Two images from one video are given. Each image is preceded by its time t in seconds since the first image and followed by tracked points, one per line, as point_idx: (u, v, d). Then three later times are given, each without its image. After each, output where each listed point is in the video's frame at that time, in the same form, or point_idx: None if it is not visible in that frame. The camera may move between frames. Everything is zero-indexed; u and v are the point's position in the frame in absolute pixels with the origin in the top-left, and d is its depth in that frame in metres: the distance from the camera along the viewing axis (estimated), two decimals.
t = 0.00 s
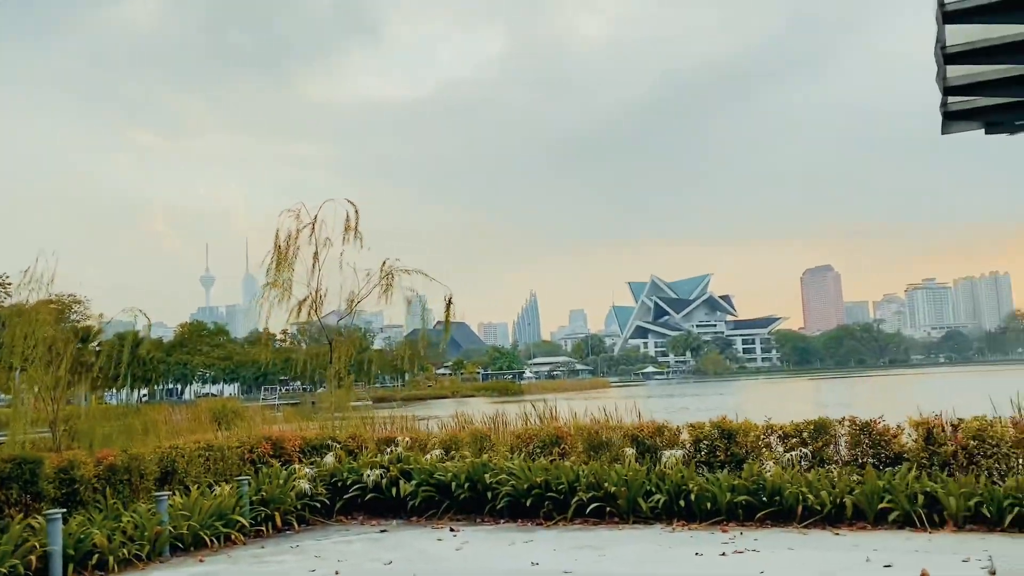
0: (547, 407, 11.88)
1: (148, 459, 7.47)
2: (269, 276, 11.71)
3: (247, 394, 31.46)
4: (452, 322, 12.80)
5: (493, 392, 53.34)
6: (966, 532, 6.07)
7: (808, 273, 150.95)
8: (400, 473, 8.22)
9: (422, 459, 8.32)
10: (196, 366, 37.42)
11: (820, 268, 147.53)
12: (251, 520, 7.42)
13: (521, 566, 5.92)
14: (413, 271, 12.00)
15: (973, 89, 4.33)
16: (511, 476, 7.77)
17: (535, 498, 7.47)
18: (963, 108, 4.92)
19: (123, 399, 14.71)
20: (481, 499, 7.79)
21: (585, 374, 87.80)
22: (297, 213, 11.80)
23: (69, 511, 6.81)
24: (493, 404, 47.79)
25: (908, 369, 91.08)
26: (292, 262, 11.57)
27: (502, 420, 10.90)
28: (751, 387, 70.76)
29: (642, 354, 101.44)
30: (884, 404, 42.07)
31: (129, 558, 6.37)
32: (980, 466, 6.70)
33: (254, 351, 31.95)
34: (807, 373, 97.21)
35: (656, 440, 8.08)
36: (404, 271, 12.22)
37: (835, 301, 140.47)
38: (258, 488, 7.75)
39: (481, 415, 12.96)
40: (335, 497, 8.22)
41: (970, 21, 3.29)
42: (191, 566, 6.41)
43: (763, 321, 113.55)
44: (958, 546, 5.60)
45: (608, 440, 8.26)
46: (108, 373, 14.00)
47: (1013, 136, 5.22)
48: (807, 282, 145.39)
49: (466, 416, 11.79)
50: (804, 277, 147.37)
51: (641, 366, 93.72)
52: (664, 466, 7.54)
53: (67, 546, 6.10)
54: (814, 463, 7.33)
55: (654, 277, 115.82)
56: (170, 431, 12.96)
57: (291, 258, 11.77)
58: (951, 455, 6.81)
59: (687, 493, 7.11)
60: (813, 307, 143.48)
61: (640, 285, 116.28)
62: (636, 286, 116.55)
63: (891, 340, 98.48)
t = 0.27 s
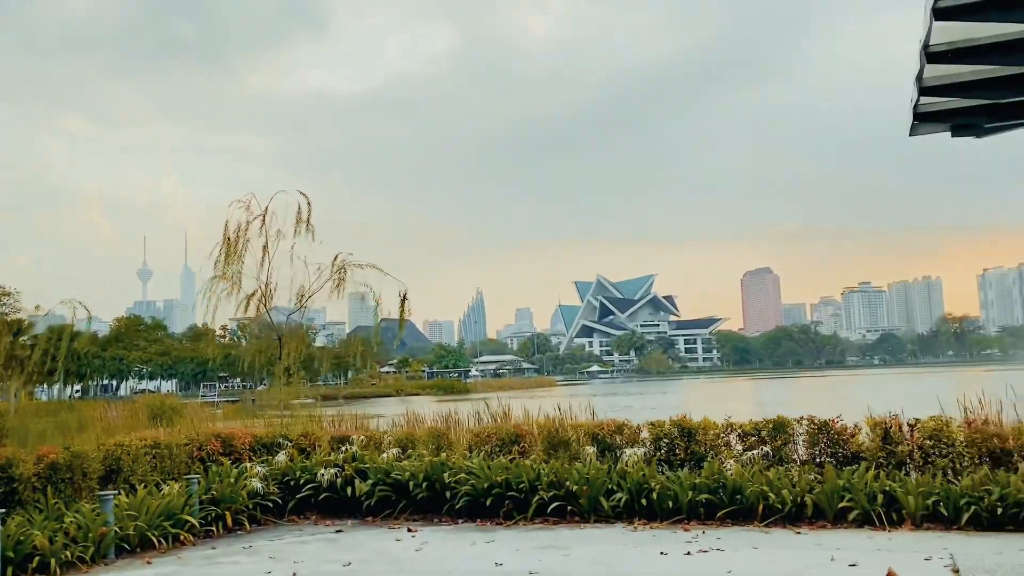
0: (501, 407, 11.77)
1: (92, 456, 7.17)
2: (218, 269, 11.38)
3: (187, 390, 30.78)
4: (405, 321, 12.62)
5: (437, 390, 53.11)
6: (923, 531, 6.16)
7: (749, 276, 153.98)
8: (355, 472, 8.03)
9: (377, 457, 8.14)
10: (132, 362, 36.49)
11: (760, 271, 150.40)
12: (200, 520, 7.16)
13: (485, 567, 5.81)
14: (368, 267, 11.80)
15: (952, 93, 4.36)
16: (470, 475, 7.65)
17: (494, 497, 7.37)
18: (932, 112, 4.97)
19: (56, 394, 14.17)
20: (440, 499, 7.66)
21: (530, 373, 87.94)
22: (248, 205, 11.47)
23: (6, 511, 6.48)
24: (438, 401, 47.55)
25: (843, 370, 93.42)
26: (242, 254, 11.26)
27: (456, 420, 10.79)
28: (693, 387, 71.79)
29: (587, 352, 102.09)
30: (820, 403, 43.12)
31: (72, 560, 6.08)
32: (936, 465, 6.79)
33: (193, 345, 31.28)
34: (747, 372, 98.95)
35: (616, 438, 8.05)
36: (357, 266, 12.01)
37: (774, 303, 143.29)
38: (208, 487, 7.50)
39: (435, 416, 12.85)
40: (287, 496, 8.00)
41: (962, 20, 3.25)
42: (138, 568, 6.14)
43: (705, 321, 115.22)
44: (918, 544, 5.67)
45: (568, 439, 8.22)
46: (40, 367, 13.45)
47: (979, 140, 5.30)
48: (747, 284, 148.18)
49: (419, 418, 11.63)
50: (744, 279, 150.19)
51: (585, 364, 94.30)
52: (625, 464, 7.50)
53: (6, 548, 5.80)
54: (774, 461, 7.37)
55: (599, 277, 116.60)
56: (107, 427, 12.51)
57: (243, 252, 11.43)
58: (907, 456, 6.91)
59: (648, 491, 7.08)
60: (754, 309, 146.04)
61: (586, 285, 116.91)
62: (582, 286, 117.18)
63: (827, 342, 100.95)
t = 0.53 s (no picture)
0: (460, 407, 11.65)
1: (41, 457, 6.90)
2: (172, 263, 11.08)
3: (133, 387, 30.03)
4: (364, 318, 12.45)
5: (389, 389, 52.71)
6: (886, 530, 6.22)
7: (699, 276, 155.91)
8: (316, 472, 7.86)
9: (339, 458, 7.99)
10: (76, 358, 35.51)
11: (710, 271, 152.31)
12: (155, 523, 6.94)
13: (453, 571, 5.70)
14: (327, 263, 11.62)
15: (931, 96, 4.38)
16: (434, 477, 7.54)
17: (459, 498, 7.28)
18: (905, 114, 5.00)
19: None
20: (402, 500, 7.54)
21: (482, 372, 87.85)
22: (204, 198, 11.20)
23: None
24: (389, 399, 47.23)
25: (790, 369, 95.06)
26: (198, 249, 10.98)
27: (417, 420, 10.65)
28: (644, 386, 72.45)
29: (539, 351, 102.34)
30: (767, 402, 43.79)
31: (21, 566, 5.83)
32: (897, 466, 6.88)
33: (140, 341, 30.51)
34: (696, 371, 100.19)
35: (580, 438, 8.02)
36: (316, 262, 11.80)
37: (723, 303, 145.27)
38: (163, 489, 7.27)
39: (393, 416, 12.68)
40: (245, 497, 7.81)
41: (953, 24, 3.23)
42: (91, 572, 5.91)
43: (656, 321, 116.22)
44: (884, 545, 5.72)
45: (532, 439, 8.16)
46: None
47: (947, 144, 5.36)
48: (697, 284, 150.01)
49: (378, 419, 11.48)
50: (694, 279, 152.03)
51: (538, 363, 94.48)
52: (590, 465, 7.46)
53: None
54: (738, 461, 7.39)
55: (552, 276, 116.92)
56: (50, 424, 12.10)
57: (198, 246, 11.16)
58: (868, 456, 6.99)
59: (615, 492, 7.04)
60: (703, 309, 147.88)
61: (539, 283, 117.15)
62: (535, 284, 117.41)
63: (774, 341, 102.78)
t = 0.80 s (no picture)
0: (423, 410, 11.51)
1: None
2: (133, 256, 10.81)
3: (83, 385, 29.14)
4: (328, 317, 12.29)
5: (348, 388, 52.23)
6: (858, 530, 6.25)
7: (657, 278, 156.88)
8: (281, 473, 7.70)
9: (307, 459, 7.83)
10: (20, 356, 34.39)
11: (668, 273, 153.64)
12: (115, 526, 6.72)
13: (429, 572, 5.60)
14: (291, 260, 11.43)
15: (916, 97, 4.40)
16: (404, 478, 7.42)
17: (430, 500, 7.17)
18: (884, 114, 5.03)
19: None
20: (371, 501, 7.41)
21: (441, 372, 87.56)
22: (167, 190, 10.96)
23: None
24: (347, 399, 46.84)
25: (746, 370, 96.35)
26: (161, 243, 10.74)
27: (383, 421, 10.50)
28: (602, 386, 72.84)
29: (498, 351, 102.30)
30: (724, 403, 44.29)
31: None
32: (866, 466, 6.93)
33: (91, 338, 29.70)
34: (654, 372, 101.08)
35: (551, 438, 7.96)
36: (281, 258, 11.61)
37: (680, 304, 146.62)
38: (123, 490, 7.05)
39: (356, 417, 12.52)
40: (208, 499, 7.62)
41: (947, 25, 3.22)
42: None
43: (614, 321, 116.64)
44: (857, 545, 5.75)
45: (502, 439, 8.08)
46: None
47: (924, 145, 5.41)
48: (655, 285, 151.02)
49: (343, 421, 11.32)
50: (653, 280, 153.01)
51: (497, 363, 94.44)
52: (563, 465, 7.40)
53: None
54: (710, 461, 7.38)
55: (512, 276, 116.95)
56: None
57: (159, 241, 10.91)
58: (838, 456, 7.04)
59: (588, 492, 6.99)
60: (661, 310, 149.11)
61: (499, 284, 117.11)
62: (495, 284, 117.35)
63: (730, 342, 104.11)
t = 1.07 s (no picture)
0: (395, 413, 11.37)
1: None
2: (97, 254, 10.53)
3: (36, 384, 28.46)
4: (296, 316, 12.12)
5: (309, 390, 51.79)
6: (837, 531, 6.25)
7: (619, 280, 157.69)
8: (251, 476, 7.51)
9: (278, 461, 7.66)
10: None
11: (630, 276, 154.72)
12: (79, 531, 6.49)
13: None
14: (260, 258, 11.21)
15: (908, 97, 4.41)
16: (377, 481, 7.29)
17: (405, 502, 7.04)
18: (870, 115, 5.04)
19: None
20: (345, 504, 7.25)
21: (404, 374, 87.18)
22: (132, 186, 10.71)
23: None
24: (308, 400, 46.44)
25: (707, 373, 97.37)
26: (125, 240, 10.48)
27: (352, 423, 10.36)
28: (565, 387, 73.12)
29: (462, 352, 102.11)
30: (684, 403, 44.86)
31: None
32: (842, 466, 6.94)
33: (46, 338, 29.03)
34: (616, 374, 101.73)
35: (527, 440, 7.88)
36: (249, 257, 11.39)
37: (642, 307, 147.70)
38: (86, 493, 6.83)
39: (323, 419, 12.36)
40: (176, 502, 7.42)
41: (948, 22, 3.21)
42: None
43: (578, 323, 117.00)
44: (838, 546, 5.75)
45: (476, 441, 7.99)
46: None
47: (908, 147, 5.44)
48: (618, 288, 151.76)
49: (311, 424, 11.17)
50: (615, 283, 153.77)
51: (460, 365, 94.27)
52: (539, 467, 7.33)
53: None
54: (687, 463, 7.34)
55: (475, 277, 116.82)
56: None
57: (123, 236, 10.64)
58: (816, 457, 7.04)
59: (566, 495, 6.92)
60: (622, 313, 150.07)
61: (462, 285, 116.92)
62: (458, 286, 117.13)
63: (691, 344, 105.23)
